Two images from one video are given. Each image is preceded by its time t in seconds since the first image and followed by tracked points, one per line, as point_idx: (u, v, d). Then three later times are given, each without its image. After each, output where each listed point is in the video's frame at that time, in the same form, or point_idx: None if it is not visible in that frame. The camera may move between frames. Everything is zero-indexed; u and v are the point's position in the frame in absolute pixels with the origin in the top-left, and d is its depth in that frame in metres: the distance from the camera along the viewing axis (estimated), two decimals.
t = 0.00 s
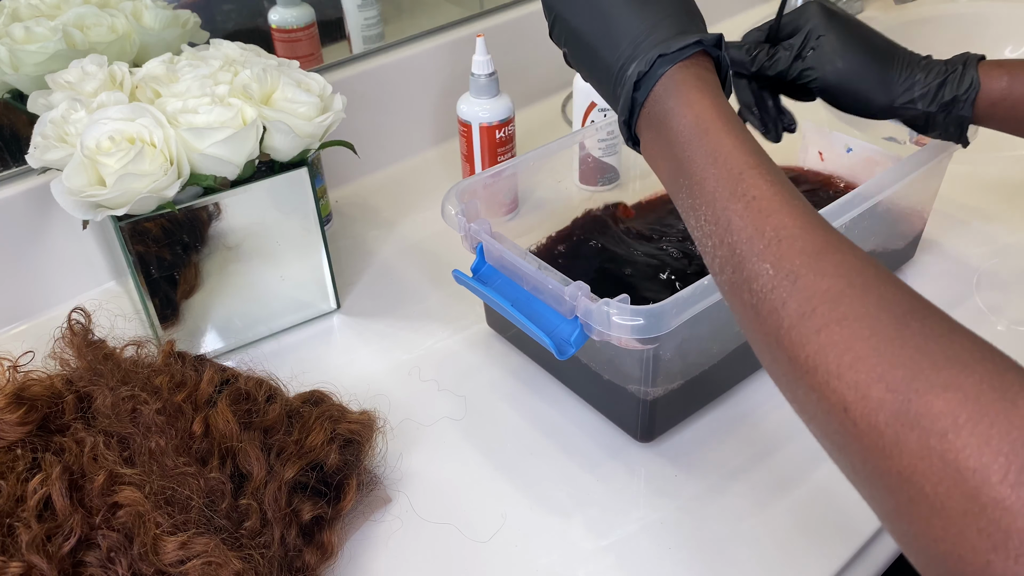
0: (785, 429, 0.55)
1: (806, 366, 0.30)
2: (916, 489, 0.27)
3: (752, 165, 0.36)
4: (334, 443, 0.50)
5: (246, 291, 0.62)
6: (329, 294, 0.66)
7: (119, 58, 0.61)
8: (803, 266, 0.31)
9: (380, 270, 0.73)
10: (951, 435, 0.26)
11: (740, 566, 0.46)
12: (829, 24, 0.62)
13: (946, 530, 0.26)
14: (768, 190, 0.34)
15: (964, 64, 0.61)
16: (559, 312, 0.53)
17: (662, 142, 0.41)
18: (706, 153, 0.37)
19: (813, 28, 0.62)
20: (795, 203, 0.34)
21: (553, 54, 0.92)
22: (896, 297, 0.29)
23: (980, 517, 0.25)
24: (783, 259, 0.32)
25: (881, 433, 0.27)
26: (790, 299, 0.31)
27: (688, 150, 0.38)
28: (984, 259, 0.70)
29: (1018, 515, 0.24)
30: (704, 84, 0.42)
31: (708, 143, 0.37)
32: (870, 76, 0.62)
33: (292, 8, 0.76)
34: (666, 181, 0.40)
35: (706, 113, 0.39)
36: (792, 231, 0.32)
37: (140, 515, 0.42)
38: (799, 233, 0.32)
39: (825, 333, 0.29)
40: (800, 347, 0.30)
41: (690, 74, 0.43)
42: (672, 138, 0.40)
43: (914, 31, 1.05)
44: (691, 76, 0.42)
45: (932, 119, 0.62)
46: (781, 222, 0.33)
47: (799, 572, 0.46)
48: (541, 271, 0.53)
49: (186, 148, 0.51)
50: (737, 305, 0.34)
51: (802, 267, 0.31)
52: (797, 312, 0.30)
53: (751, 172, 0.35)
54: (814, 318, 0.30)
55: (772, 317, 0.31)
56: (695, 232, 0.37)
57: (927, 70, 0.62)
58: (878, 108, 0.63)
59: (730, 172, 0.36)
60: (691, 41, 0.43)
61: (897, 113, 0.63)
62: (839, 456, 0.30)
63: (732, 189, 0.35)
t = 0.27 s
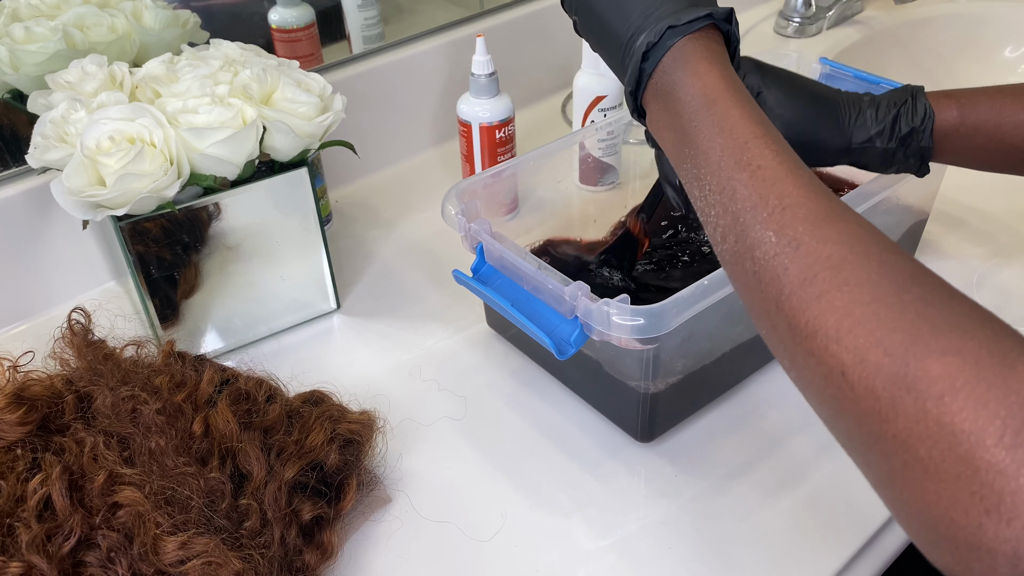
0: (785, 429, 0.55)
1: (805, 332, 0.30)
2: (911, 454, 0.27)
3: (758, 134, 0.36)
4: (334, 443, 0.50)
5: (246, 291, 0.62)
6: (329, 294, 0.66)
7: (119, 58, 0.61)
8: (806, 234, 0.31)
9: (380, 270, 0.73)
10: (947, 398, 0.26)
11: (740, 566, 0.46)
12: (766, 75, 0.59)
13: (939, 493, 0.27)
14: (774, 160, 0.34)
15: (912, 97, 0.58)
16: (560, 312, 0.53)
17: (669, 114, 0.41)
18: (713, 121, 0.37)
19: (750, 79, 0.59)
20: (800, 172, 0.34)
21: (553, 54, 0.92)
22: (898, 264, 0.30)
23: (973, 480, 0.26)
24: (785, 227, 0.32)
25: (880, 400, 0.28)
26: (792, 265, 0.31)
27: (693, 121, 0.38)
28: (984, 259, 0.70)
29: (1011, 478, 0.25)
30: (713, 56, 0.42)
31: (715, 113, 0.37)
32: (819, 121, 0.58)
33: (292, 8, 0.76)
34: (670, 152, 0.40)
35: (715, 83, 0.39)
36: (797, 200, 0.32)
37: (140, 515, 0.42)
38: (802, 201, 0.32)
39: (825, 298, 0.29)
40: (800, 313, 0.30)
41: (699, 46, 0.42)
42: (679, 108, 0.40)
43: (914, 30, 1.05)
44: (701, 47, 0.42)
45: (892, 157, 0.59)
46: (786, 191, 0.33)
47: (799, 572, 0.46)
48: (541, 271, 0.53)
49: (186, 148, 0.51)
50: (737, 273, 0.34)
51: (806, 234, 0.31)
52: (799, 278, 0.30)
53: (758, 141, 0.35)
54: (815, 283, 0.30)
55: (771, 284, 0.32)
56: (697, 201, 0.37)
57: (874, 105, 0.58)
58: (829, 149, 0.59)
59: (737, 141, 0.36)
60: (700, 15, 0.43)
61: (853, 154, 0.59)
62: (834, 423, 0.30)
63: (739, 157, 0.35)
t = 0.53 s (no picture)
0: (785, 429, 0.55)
1: (812, 342, 0.30)
2: (916, 469, 0.27)
3: (773, 141, 0.36)
4: (334, 443, 0.50)
5: (246, 291, 0.62)
6: (329, 295, 0.66)
7: (119, 58, 0.61)
8: (818, 243, 0.31)
9: (380, 270, 0.73)
10: (954, 413, 0.26)
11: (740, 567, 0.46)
12: (816, 84, 0.58)
13: (944, 510, 0.27)
14: (788, 167, 0.34)
15: (971, 90, 0.59)
16: (560, 312, 0.53)
17: (683, 115, 0.41)
18: (728, 125, 0.37)
19: (800, 89, 0.57)
20: (813, 182, 0.34)
21: (553, 54, 0.92)
22: (909, 277, 0.30)
23: (978, 496, 0.26)
24: (797, 236, 0.32)
25: (886, 412, 0.28)
26: (802, 274, 0.31)
27: (707, 126, 0.38)
28: (984, 259, 0.70)
29: (1015, 493, 0.25)
30: (730, 60, 0.42)
31: (731, 117, 0.37)
32: (881, 119, 0.57)
33: (292, 8, 0.76)
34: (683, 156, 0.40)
35: (731, 88, 0.39)
36: (809, 208, 0.32)
37: (140, 515, 0.42)
38: (814, 211, 0.32)
39: (835, 308, 0.29)
40: (808, 323, 0.30)
41: (719, 51, 0.42)
42: (693, 112, 0.40)
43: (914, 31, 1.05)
44: (722, 52, 0.42)
45: (958, 147, 0.58)
46: (800, 199, 0.33)
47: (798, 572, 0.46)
48: (542, 271, 0.53)
49: (187, 148, 0.51)
50: (747, 281, 0.34)
51: (817, 243, 0.31)
52: (808, 288, 0.30)
53: (773, 149, 0.35)
54: (825, 294, 0.30)
55: (780, 292, 0.32)
56: (709, 207, 0.37)
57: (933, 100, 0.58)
58: (895, 150, 0.58)
59: (752, 148, 0.36)
60: (721, 20, 0.43)
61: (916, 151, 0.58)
62: (839, 432, 0.30)
63: (754, 163, 0.35)
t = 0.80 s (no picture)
0: (784, 430, 0.55)
1: (811, 343, 0.30)
2: (907, 471, 0.27)
3: (782, 144, 0.36)
4: (334, 443, 0.50)
5: (246, 291, 0.62)
6: (329, 294, 0.66)
7: (119, 59, 0.61)
8: (822, 246, 0.31)
9: (380, 270, 0.73)
10: (945, 417, 0.27)
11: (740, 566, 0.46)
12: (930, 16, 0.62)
13: (933, 511, 0.27)
14: (795, 170, 0.34)
15: None
16: (560, 312, 0.53)
17: (696, 117, 0.41)
18: (738, 127, 0.37)
19: (907, 22, 0.61)
20: (821, 185, 0.34)
21: (553, 53, 0.92)
22: (910, 283, 0.30)
23: (967, 499, 0.26)
24: (801, 238, 0.32)
25: (880, 413, 0.28)
26: (804, 275, 0.31)
27: (719, 127, 0.38)
28: (984, 259, 0.70)
29: (1000, 496, 0.25)
30: (746, 63, 0.42)
31: (743, 119, 0.37)
32: (989, 54, 0.61)
33: (292, 8, 0.76)
34: (694, 157, 0.40)
35: (744, 90, 0.39)
36: (813, 211, 0.32)
37: (141, 515, 0.42)
38: (820, 214, 0.32)
39: (834, 310, 0.29)
40: (808, 325, 0.30)
41: (735, 53, 0.42)
42: (707, 111, 0.40)
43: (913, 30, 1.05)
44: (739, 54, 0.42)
45: None
46: (806, 201, 0.33)
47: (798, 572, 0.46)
48: (542, 271, 0.53)
49: (187, 148, 0.51)
50: (751, 281, 0.34)
51: (819, 245, 0.31)
52: (809, 290, 0.30)
53: (781, 152, 0.35)
54: (825, 297, 0.30)
55: (781, 294, 0.32)
56: (717, 206, 0.37)
57: None
58: (997, 85, 0.61)
59: (761, 150, 0.35)
60: (738, 22, 0.43)
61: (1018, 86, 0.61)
62: (835, 432, 0.30)
63: (762, 165, 0.35)
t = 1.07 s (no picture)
0: (785, 430, 0.55)
1: (817, 322, 0.30)
2: (909, 445, 0.28)
3: (793, 126, 0.36)
4: (334, 443, 0.50)
5: (246, 291, 0.62)
6: (329, 294, 0.66)
7: (119, 59, 0.61)
8: (831, 227, 0.31)
9: (379, 270, 0.73)
10: (948, 392, 0.27)
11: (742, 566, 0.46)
12: None
13: (934, 483, 0.28)
14: (805, 150, 0.34)
15: None
16: (560, 312, 0.53)
17: (709, 100, 0.41)
18: (749, 109, 0.37)
19: None
20: (830, 165, 0.34)
21: (553, 53, 0.92)
22: (917, 262, 0.30)
23: (967, 471, 0.27)
24: (810, 218, 0.32)
25: (885, 390, 0.28)
26: (812, 255, 0.31)
27: (730, 109, 0.38)
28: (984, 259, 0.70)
29: (999, 468, 0.26)
30: (759, 46, 0.41)
31: (754, 100, 0.37)
32: (968, 41, 0.63)
33: (292, 8, 0.76)
34: (706, 139, 0.40)
35: (758, 72, 0.39)
36: (823, 191, 0.32)
37: (141, 515, 0.42)
38: (829, 194, 0.32)
39: (841, 289, 0.30)
40: (815, 304, 0.30)
41: (747, 36, 0.42)
42: (720, 93, 0.40)
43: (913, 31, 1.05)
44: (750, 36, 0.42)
45: None
46: (816, 182, 0.33)
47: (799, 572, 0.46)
48: (542, 271, 0.53)
49: (187, 148, 0.51)
50: (760, 260, 0.34)
51: (827, 225, 0.31)
52: (817, 270, 0.31)
53: (793, 133, 0.35)
54: (833, 277, 0.30)
55: (789, 274, 0.32)
56: (729, 187, 0.37)
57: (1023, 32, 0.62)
58: (971, 71, 0.64)
59: (772, 131, 0.35)
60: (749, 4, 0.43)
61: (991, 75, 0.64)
62: (840, 407, 0.31)
63: (773, 146, 0.35)
